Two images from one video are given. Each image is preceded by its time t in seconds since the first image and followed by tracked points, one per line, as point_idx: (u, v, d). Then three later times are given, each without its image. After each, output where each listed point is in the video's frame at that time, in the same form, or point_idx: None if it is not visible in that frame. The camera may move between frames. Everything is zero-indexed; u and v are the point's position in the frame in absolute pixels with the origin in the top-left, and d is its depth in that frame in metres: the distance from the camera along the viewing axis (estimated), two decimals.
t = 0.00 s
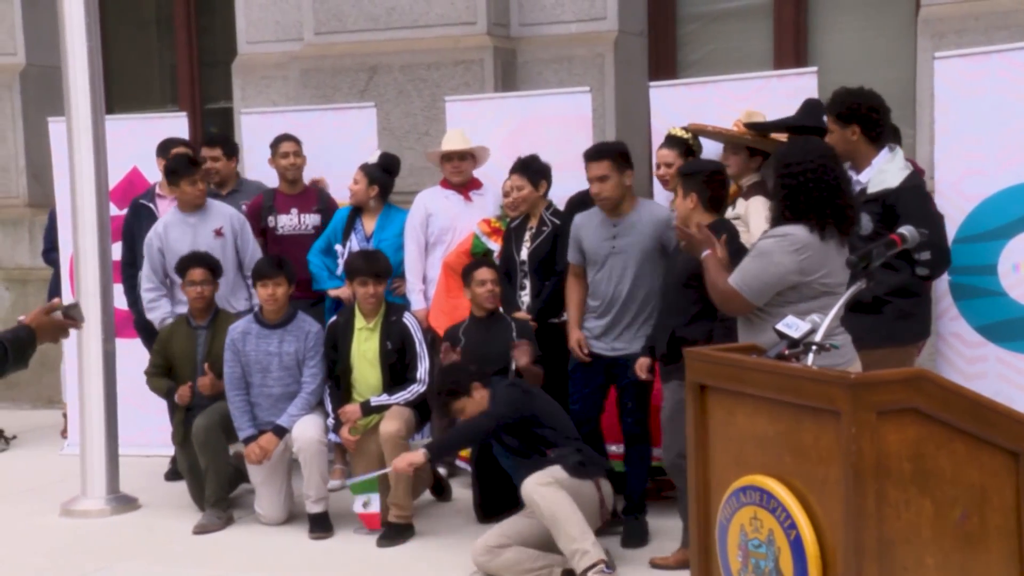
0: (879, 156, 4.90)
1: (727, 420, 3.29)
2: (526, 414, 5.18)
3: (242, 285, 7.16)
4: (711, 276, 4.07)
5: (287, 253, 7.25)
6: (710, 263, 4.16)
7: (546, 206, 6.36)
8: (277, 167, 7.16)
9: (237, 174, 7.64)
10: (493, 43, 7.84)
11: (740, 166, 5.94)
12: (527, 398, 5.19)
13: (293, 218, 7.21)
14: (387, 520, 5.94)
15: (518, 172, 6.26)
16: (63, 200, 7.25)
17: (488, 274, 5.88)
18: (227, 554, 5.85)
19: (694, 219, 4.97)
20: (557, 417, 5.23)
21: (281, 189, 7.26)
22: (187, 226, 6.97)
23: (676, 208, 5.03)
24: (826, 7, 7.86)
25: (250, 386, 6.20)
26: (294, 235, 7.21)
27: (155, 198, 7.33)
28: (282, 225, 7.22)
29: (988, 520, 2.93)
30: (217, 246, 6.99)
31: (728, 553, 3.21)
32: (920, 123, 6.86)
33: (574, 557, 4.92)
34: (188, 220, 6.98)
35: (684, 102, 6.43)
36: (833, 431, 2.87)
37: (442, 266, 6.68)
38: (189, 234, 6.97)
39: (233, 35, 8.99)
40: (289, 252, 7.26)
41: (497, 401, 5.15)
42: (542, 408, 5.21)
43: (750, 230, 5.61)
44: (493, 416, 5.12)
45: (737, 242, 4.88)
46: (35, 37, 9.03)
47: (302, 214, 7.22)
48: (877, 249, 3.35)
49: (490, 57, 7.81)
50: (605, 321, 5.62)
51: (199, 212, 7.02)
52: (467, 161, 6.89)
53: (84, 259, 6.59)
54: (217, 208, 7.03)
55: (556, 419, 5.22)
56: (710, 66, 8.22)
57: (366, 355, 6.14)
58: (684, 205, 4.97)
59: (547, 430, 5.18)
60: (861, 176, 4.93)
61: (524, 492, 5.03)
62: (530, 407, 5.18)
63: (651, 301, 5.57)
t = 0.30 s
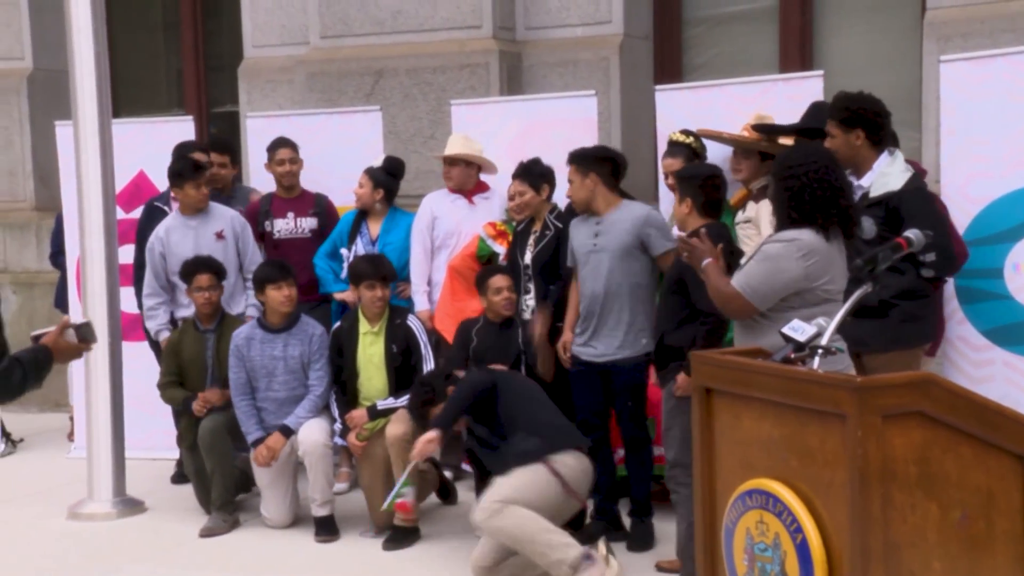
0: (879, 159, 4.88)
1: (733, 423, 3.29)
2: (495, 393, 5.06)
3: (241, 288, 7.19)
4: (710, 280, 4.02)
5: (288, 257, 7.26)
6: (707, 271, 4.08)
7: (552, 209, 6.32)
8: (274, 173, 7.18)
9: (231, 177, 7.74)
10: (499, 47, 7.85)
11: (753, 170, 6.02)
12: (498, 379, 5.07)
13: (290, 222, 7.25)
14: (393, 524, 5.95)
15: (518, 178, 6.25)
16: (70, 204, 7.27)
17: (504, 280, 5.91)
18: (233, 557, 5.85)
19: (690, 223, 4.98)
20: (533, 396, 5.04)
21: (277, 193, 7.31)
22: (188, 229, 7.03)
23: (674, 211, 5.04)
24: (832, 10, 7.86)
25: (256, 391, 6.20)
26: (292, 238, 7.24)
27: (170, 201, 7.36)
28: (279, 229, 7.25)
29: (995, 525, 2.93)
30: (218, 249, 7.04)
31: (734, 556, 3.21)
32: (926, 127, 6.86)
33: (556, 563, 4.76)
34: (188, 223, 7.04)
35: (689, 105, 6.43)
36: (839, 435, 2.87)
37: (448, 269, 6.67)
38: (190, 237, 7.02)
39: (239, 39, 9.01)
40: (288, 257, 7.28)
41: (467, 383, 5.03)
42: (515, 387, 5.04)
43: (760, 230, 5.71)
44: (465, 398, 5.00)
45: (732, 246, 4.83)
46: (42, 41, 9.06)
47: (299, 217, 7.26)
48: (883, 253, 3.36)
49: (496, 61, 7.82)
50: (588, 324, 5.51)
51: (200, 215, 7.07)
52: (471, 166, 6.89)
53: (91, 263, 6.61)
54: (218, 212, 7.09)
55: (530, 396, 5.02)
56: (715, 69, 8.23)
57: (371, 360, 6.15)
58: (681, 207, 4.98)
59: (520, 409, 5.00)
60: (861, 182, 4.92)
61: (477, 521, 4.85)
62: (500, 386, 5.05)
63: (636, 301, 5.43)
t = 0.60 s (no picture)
0: (876, 160, 4.93)
1: (741, 429, 3.34)
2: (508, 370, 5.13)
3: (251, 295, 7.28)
4: (692, 295, 4.22)
5: (296, 265, 7.29)
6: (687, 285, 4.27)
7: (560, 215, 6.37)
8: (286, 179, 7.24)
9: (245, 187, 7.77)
10: (508, 55, 7.92)
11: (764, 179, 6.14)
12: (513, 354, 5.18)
13: (300, 230, 7.28)
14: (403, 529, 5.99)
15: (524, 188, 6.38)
16: (83, 212, 7.35)
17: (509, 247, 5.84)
18: (245, 562, 5.91)
19: (678, 231, 5.00)
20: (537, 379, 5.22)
21: (288, 201, 7.34)
22: (198, 237, 7.12)
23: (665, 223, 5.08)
24: (838, 20, 7.92)
25: (268, 398, 6.29)
26: (301, 246, 7.26)
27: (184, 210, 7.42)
28: (289, 236, 7.28)
29: (1003, 532, 2.97)
30: (226, 257, 7.11)
31: (742, 561, 3.25)
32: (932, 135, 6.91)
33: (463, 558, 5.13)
34: (198, 231, 7.12)
35: (697, 113, 6.48)
36: (846, 441, 2.91)
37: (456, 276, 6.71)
38: (199, 245, 7.11)
39: (250, 48, 9.10)
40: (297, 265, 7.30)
41: (487, 357, 5.07)
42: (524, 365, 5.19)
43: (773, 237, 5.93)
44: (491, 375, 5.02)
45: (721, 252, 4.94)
46: (56, 50, 9.14)
47: (309, 225, 7.28)
48: (889, 260, 3.40)
49: (505, 69, 7.88)
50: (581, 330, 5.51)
51: (210, 224, 7.14)
52: (478, 176, 6.94)
53: (104, 270, 6.68)
54: (227, 222, 7.15)
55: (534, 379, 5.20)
56: (722, 78, 8.29)
57: (380, 366, 6.20)
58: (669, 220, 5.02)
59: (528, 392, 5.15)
60: (861, 183, 4.98)
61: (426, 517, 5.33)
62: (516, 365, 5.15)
63: (615, 306, 5.39)
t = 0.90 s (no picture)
0: (876, 168, 4.96)
1: (747, 437, 3.41)
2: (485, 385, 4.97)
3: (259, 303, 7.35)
4: (654, 306, 4.38)
5: (305, 274, 7.39)
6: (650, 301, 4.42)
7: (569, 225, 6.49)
8: (301, 190, 7.34)
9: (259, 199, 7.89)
10: (515, 67, 8.01)
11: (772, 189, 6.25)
12: (492, 365, 4.99)
13: (310, 239, 7.36)
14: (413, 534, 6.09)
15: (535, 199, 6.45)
16: (97, 221, 7.45)
17: (508, 212, 5.90)
18: (256, 568, 5.99)
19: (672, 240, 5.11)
20: (518, 384, 5.05)
21: (301, 211, 7.44)
22: (211, 245, 7.18)
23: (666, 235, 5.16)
24: (842, 31, 8.01)
25: (279, 405, 6.37)
26: (311, 256, 7.35)
27: (178, 223, 7.54)
28: (299, 246, 7.38)
29: (1007, 538, 3.03)
30: (235, 269, 7.17)
31: (749, 567, 3.33)
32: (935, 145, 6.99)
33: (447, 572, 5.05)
34: (212, 240, 7.18)
35: (702, 123, 6.56)
36: (852, 449, 2.98)
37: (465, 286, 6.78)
38: (211, 255, 7.17)
39: (261, 59, 9.21)
40: (307, 274, 7.40)
41: (459, 376, 4.89)
42: (502, 373, 5.01)
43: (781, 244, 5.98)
44: (461, 396, 4.86)
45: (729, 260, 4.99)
46: (71, 62, 9.24)
47: (319, 235, 7.37)
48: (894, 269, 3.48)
49: (513, 80, 7.97)
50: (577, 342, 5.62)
51: (225, 234, 7.22)
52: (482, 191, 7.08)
53: (116, 279, 6.77)
54: (242, 235, 7.23)
55: (514, 385, 5.03)
56: (727, 89, 8.38)
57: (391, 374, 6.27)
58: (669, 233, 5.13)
59: (507, 402, 5.00)
60: (862, 188, 5.00)
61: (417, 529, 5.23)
62: (492, 378, 4.97)
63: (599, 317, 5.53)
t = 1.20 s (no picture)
0: (880, 182, 5.08)
1: (756, 448, 3.51)
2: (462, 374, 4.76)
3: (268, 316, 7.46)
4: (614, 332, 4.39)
5: (310, 288, 7.51)
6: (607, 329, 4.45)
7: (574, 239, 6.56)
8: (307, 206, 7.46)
9: (274, 215, 8.04)
10: (525, 83, 8.14)
11: (782, 203, 6.37)
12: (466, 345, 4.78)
13: (312, 253, 7.50)
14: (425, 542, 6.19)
15: (546, 206, 6.51)
16: (114, 234, 7.59)
17: (505, 228, 5.93)
18: None
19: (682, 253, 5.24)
20: (498, 369, 4.84)
21: (302, 226, 7.58)
22: (226, 256, 7.30)
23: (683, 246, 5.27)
24: (848, 47, 8.14)
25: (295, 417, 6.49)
26: (314, 269, 7.48)
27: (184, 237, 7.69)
28: (302, 260, 7.51)
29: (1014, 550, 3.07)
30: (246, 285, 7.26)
31: None
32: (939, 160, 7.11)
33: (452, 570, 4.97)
34: (228, 252, 7.30)
35: (709, 139, 6.69)
36: (857, 460, 3.05)
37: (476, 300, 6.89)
38: (224, 268, 7.28)
39: (276, 75, 9.36)
40: (311, 287, 7.52)
41: (432, 369, 4.71)
42: (480, 360, 4.80)
43: (790, 257, 6.18)
44: (436, 389, 4.68)
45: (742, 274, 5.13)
46: (90, 78, 9.39)
47: (321, 249, 7.51)
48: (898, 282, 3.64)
49: (522, 96, 8.10)
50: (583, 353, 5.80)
51: (242, 247, 7.32)
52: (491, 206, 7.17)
53: (134, 291, 6.90)
54: (257, 251, 7.33)
55: (494, 370, 4.82)
56: (734, 104, 8.50)
57: (406, 387, 6.36)
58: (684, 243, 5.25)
59: (487, 389, 4.80)
60: (866, 203, 5.12)
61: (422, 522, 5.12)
62: (469, 367, 4.76)
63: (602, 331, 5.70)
